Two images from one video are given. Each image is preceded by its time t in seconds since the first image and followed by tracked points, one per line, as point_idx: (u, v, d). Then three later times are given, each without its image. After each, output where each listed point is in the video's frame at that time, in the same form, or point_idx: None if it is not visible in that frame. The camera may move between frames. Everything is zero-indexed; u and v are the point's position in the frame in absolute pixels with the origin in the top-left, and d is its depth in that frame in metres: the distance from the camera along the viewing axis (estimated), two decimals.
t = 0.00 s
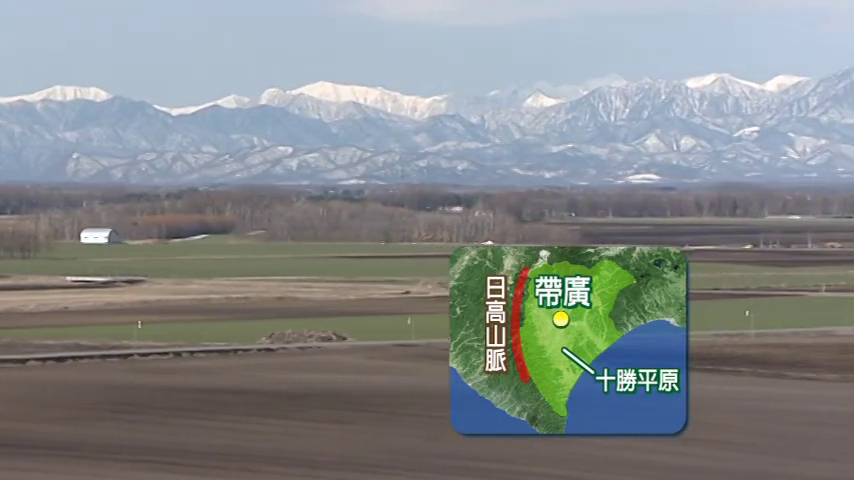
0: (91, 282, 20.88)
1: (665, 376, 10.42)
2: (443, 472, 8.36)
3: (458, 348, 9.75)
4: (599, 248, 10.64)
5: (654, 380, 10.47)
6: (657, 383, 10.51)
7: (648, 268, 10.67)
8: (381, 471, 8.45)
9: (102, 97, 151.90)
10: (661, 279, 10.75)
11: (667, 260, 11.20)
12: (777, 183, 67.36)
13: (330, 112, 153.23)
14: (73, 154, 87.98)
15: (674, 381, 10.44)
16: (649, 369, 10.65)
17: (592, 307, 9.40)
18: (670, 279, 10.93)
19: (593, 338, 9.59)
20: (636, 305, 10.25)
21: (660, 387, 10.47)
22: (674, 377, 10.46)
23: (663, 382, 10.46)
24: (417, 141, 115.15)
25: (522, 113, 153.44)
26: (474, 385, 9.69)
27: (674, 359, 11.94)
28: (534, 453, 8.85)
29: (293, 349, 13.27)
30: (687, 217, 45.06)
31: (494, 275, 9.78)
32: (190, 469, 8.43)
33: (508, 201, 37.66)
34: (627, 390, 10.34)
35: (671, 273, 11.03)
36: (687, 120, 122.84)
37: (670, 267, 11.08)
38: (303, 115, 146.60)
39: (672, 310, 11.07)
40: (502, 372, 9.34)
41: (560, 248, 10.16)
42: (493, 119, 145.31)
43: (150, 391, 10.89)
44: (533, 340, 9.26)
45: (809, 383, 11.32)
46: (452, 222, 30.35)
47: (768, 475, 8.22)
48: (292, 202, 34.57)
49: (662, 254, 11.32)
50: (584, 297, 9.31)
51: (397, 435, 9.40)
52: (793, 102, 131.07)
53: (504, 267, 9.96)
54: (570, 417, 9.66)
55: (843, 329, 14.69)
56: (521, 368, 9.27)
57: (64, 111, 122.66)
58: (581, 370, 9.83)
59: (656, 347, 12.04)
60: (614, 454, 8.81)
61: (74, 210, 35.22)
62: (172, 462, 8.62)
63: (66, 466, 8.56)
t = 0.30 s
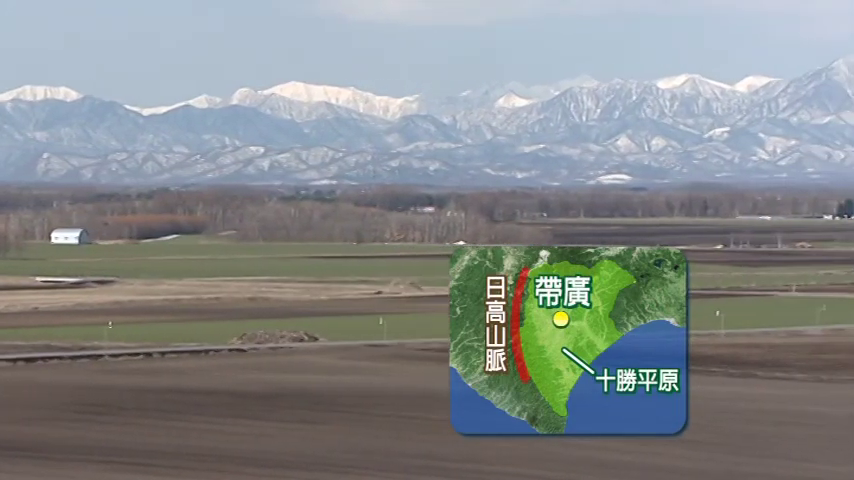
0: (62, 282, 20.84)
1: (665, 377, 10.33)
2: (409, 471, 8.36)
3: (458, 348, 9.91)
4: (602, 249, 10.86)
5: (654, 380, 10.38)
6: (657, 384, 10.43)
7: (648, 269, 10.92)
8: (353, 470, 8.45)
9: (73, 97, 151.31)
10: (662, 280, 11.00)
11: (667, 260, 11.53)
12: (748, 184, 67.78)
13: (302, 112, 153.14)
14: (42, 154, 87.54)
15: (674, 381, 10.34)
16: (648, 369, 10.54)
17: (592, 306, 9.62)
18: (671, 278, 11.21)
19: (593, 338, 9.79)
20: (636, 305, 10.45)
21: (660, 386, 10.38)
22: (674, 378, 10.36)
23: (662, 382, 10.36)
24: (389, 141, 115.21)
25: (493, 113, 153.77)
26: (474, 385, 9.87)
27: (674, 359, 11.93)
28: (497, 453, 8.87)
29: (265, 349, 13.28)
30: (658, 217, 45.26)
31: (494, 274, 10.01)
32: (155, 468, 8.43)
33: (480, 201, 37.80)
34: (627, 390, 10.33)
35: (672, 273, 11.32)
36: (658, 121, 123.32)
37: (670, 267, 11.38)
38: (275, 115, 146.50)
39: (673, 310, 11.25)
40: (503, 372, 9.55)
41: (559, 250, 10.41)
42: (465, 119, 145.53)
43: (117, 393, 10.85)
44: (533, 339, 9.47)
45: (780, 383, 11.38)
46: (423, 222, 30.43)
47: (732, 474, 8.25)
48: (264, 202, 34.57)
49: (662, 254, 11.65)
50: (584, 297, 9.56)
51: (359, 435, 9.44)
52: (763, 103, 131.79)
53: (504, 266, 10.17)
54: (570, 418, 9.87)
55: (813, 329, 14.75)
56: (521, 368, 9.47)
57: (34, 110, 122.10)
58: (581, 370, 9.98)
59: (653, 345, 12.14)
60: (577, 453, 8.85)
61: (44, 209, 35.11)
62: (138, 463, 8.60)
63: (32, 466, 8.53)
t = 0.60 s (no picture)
0: (34, 282, 20.78)
1: (665, 377, 10.69)
2: (381, 472, 8.35)
3: (458, 348, 10.31)
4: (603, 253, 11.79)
5: (654, 381, 10.74)
6: (657, 384, 10.77)
7: (647, 269, 11.77)
8: (324, 471, 8.44)
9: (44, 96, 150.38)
10: (661, 279, 11.75)
11: (668, 266, 12.46)
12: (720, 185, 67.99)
13: (274, 112, 152.83)
14: (12, 153, 86.90)
15: (673, 381, 10.71)
16: (649, 371, 10.90)
17: (591, 307, 10.03)
18: (670, 280, 11.99)
19: (593, 338, 10.21)
20: (636, 305, 11.03)
21: (660, 387, 10.70)
22: (674, 378, 10.71)
23: (663, 382, 10.70)
24: (361, 141, 115.08)
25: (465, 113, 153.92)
26: (474, 386, 10.12)
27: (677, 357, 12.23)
28: (467, 453, 8.86)
29: (237, 349, 13.26)
30: (630, 217, 45.32)
31: (494, 274, 10.64)
32: (129, 471, 8.38)
33: (452, 201, 37.84)
34: (627, 390, 10.54)
35: (672, 275, 12.16)
36: (630, 121, 123.73)
37: (671, 271, 12.27)
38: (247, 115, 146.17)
39: (673, 310, 11.87)
40: (502, 372, 9.78)
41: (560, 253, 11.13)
42: (438, 119, 145.58)
43: (86, 393, 10.80)
44: (533, 339, 9.78)
45: (750, 383, 11.39)
46: (396, 223, 30.60)
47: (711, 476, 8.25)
48: (236, 202, 34.50)
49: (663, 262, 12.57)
50: (584, 297, 9.93)
51: (328, 435, 9.41)
52: (734, 103, 132.39)
53: (504, 266, 10.96)
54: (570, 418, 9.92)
55: (784, 329, 14.79)
56: (521, 368, 9.71)
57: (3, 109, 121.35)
58: (582, 370, 10.34)
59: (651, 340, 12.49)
60: (552, 454, 8.84)
61: (14, 209, 34.89)
62: (110, 464, 8.57)
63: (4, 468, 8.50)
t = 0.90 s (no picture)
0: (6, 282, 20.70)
1: (665, 376, 10.54)
2: (354, 472, 8.36)
3: (458, 348, 10.29)
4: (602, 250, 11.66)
5: (653, 380, 10.60)
6: (657, 384, 10.61)
7: (648, 269, 11.67)
8: (294, 471, 8.44)
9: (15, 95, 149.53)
10: (661, 279, 11.71)
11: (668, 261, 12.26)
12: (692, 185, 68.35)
13: (247, 112, 152.58)
14: None
15: (674, 381, 10.54)
16: (650, 370, 10.75)
17: (591, 307, 10.01)
18: (670, 278, 11.91)
19: (593, 339, 10.17)
20: (636, 305, 11.04)
21: (660, 387, 10.57)
22: (674, 377, 10.56)
23: (663, 381, 10.56)
24: (335, 141, 115.02)
25: (438, 113, 154.00)
26: (474, 386, 10.04)
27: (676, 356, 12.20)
28: (438, 452, 8.87)
29: (210, 349, 13.25)
30: (602, 217, 45.54)
31: (495, 275, 10.58)
32: (101, 472, 8.35)
33: (425, 201, 37.95)
34: (628, 390, 10.46)
35: (671, 274, 12.04)
36: (603, 122, 124.13)
37: (670, 267, 12.13)
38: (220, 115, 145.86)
39: (673, 310, 11.88)
40: (502, 373, 9.74)
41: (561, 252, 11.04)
42: (411, 119, 145.67)
43: (60, 393, 10.79)
44: (533, 339, 9.76)
45: (723, 383, 11.44)
46: (369, 223, 30.62)
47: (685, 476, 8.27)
48: (209, 201, 34.45)
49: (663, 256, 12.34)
50: (584, 297, 9.90)
51: (298, 436, 9.41)
52: (706, 104, 133.01)
53: (504, 266, 10.85)
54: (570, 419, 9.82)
55: (755, 329, 14.84)
56: (521, 368, 9.67)
57: None
58: (582, 370, 10.29)
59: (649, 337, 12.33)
60: (525, 453, 8.86)
61: None
62: (82, 464, 8.55)
63: None
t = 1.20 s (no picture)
0: None
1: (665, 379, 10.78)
2: (323, 472, 8.36)
3: (459, 348, 10.62)
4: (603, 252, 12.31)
5: (654, 381, 10.88)
6: (657, 384, 10.97)
7: (646, 271, 12.18)
8: (265, 471, 8.44)
9: None
10: (661, 279, 12.31)
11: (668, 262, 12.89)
12: (667, 185, 68.75)
13: (221, 112, 152.35)
14: None
15: (672, 381, 10.86)
16: (649, 373, 11.08)
17: (591, 307, 10.44)
18: (671, 278, 12.49)
19: (592, 338, 10.59)
20: (636, 305, 11.54)
21: (660, 387, 10.86)
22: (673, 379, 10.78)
23: (663, 383, 10.85)
24: (309, 142, 114.90)
25: (412, 113, 154.00)
26: (474, 385, 10.27)
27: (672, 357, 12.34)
28: (416, 453, 8.85)
29: (183, 349, 13.21)
30: (576, 217, 45.65)
31: (494, 276, 11.05)
32: (76, 473, 8.30)
33: (399, 201, 37.93)
34: (627, 390, 10.72)
35: (671, 274, 12.62)
36: (577, 122, 124.29)
37: (671, 269, 12.70)
38: (194, 115, 145.57)
39: (672, 309, 12.48)
40: (503, 372, 10.02)
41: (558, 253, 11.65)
42: (385, 119, 145.63)
43: (33, 394, 10.74)
44: (533, 338, 10.10)
45: (701, 382, 11.45)
46: (343, 222, 30.60)
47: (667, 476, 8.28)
48: (182, 202, 34.42)
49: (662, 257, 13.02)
50: (584, 297, 10.32)
51: (275, 437, 9.38)
52: (679, 104, 133.43)
53: (504, 266, 11.40)
54: (570, 417, 10.02)
55: (727, 329, 14.86)
56: (521, 368, 9.97)
57: None
58: (581, 371, 10.61)
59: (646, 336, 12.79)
60: (504, 454, 8.85)
61: None
62: (54, 464, 8.52)
63: None
